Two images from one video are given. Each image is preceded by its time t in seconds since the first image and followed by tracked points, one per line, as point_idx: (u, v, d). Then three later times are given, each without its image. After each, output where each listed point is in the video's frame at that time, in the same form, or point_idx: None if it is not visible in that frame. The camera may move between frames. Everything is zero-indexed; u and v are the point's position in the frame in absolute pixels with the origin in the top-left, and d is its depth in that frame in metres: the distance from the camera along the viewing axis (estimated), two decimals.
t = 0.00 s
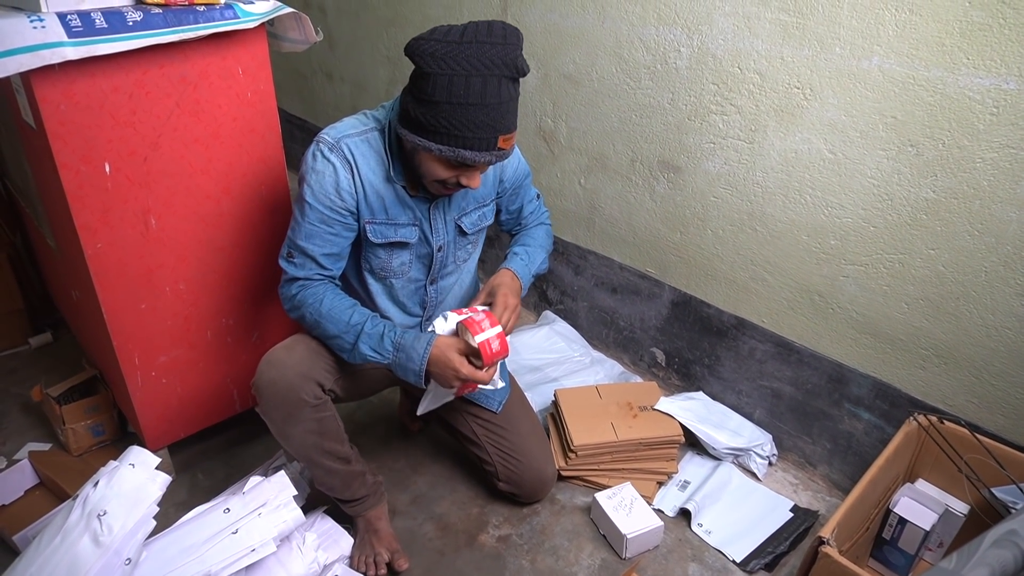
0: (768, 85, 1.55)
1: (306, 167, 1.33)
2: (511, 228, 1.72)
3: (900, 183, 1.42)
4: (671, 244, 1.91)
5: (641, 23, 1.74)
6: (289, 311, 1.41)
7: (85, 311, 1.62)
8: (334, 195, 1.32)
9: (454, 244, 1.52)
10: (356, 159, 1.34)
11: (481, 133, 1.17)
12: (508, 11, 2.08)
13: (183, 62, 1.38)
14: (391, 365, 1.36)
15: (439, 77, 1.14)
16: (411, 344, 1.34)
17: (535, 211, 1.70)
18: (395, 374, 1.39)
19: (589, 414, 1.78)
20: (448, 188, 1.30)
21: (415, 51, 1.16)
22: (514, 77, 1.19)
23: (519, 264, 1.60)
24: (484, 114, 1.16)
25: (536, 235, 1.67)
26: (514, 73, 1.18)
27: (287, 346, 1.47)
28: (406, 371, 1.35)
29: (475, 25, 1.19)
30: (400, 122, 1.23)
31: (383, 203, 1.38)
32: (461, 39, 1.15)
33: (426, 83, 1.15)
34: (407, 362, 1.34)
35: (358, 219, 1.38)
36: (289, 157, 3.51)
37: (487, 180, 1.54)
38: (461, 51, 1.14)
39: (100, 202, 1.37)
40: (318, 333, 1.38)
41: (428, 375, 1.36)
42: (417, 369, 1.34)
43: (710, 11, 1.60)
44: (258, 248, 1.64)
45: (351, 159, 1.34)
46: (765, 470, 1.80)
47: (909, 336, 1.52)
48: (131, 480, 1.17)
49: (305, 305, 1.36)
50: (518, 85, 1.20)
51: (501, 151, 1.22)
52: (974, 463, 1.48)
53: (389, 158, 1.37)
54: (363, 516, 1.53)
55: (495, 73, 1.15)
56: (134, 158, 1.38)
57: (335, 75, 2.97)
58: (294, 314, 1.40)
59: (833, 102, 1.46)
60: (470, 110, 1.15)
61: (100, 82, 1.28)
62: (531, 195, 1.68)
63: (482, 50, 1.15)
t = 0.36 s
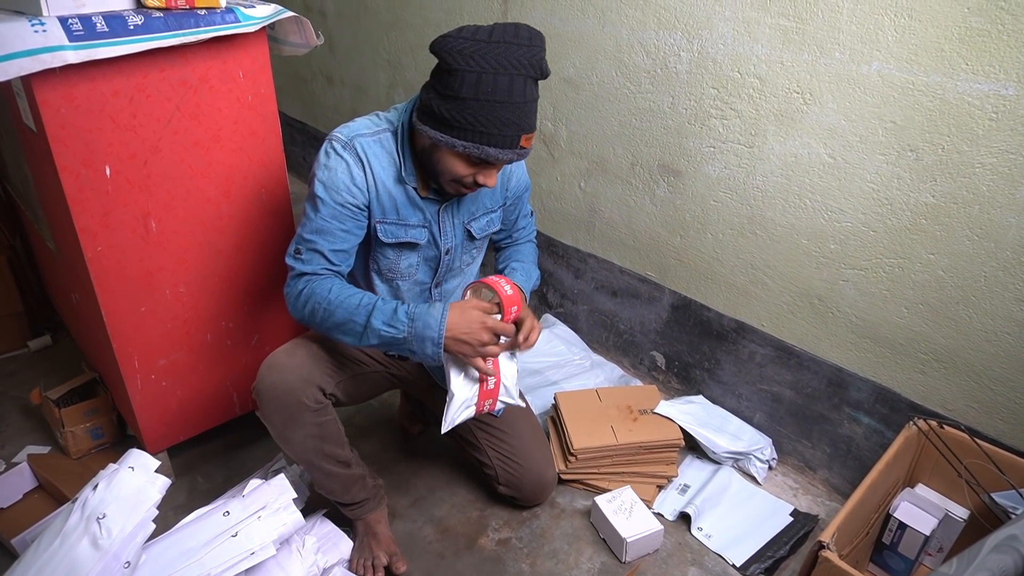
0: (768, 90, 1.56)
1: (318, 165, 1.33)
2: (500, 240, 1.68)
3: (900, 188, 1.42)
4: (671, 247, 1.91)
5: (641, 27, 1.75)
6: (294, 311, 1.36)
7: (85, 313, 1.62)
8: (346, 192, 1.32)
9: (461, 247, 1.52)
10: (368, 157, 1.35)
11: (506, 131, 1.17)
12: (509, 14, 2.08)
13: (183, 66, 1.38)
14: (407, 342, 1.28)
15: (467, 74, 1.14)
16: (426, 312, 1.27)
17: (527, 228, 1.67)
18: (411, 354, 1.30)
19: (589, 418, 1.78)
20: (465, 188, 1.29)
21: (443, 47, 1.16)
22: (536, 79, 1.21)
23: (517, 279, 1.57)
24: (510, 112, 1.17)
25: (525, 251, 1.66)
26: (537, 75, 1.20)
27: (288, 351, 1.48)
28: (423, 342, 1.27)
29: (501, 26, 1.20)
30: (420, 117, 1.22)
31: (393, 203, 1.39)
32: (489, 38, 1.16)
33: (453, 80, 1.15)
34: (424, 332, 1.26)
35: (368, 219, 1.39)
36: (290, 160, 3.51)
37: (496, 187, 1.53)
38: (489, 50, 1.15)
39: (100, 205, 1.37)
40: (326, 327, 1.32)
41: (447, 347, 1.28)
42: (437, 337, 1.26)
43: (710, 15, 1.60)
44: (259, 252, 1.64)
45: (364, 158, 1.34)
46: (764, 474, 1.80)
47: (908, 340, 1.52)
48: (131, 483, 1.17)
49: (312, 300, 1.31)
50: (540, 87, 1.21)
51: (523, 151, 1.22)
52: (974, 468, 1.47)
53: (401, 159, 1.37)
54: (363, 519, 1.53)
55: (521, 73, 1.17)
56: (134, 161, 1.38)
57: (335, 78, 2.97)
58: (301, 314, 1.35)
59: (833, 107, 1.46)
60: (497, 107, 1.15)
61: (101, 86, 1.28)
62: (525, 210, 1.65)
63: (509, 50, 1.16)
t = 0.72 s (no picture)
0: (769, 92, 1.56)
1: (326, 163, 1.33)
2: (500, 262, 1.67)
3: (901, 190, 1.42)
4: (672, 250, 1.91)
5: (642, 29, 1.75)
6: (308, 313, 1.33)
7: (87, 317, 1.62)
8: (356, 190, 1.32)
9: (464, 250, 1.52)
10: (374, 155, 1.35)
11: (517, 124, 1.17)
12: (509, 17, 2.08)
13: (185, 69, 1.38)
14: (437, 321, 1.27)
15: (477, 67, 1.14)
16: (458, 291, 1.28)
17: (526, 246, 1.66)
18: (441, 336, 1.29)
19: (591, 420, 1.78)
20: (473, 185, 1.29)
21: (453, 43, 1.16)
22: (544, 74, 1.21)
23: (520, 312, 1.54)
24: (520, 104, 1.17)
25: (525, 273, 1.65)
26: (546, 70, 1.20)
27: (288, 357, 1.48)
28: (454, 318, 1.26)
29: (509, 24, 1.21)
30: (430, 113, 1.22)
31: (398, 202, 1.39)
32: (498, 33, 1.17)
33: (462, 74, 1.15)
34: (455, 308, 1.26)
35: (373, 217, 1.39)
36: (291, 162, 3.52)
37: (499, 194, 1.53)
38: (499, 44, 1.15)
39: (102, 209, 1.37)
40: (346, 321, 1.31)
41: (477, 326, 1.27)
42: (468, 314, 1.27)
43: (710, 17, 1.60)
44: (259, 254, 1.65)
45: (371, 155, 1.34)
46: (767, 476, 1.79)
47: (911, 342, 1.52)
48: (132, 487, 1.16)
49: (332, 296, 1.30)
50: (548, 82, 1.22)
51: (533, 145, 1.22)
52: (977, 470, 1.47)
53: (407, 160, 1.37)
54: (365, 523, 1.53)
55: (531, 66, 1.17)
56: (136, 165, 1.38)
57: (336, 81, 2.98)
58: (320, 314, 1.32)
59: (833, 109, 1.46)
60: (507, 100, 1.16)
61: (103, 89, 1.29)
62: (526, 224, 1.64)
63: (519, 44, 1.16)
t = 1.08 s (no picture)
0: (769, 95, 1.56)
1: (328, 171, 1.32)
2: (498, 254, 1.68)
3: (902, 193, 1.42)
4: (673, 253, 1.92)
5: (642, 33, 1.75)
6: (295, 316, 1.32)
7: (87, 320, 1.62)
8: (359, 199, 1.31)
9: (471, 255, 1.53)
10: (380, 164, 1.34)
11: (527, 144, 1.17)
12: (510, 20, 2.08)
13: (186, 72, 1.38)
14: (424, 340, 1.29)
15: (485, 91, 1.13)
16: (447, 312, 1.30)
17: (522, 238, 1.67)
18: (425, 354, 1.31)
19: (591, 424, 1.78)
20: (485, 198, 1.30)
21: (459, 66, 1.14)
22: (551, 86, 1.19)
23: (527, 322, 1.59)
24: (529, 125, 1.16)
25: (524, 268, 1.68)
26: (552, 83, 1.18)
27: (293, 361, 1.48)
28: (441, 339, 1.28)
29: (513, 37, 1.18)
30: (438, 134, 1.21)
31: (404, 210, 1.39)
32: (503, 52, 1.14)
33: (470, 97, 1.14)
34: (444, 329, 1.28)
35: (379, 225, 1.39)
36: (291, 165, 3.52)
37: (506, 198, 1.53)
38: (505, 64, 1.13)
39: (102, 212, 1.37)
40: (333, 327, 1.30)
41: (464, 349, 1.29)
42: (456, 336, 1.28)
43: (710, 21, 1.60)
44: (260, 257, 1.65)
45: (377, 165, 1.34)
46: (767, 479, 1.79)
47: (912, 345, 1.51)
48: (133, 490, 1.16)
49: (322, 301, 1.29)
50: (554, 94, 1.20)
51: (543, 159, 1.22)
52: (978, 474, 1.47)
53: (413, 169, 1.37)
54: (365, 526, 1.52)
55: (538, 83, 1.15)
56: (137, 168, 1.38)
57: (336, 84, 2.98)
58: (305, 318, 1.31)
59: (834, 113, 1.47)
60: (517, 122, 1.14)
61: (104, 93, 1.29)
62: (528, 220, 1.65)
63: (525, 62, 1.14)
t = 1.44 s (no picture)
0: (769, 96, 1.56)
1: (335, 189, 1.31)
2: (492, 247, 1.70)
3: (902, 194, 1.42)
4: (673, 254, 1.92)
5: (642, 34, 1.75)
6: (312, 334, 1.35)
7: (87, 321, 1.62)
8: (367, 217, 1.31)
9: (476, 263, 1.54)
10: (386, 180, 1.33)
11: (530, 188, 1.17)
12: (510, 21, 2.09)
13: (187, 73, 1.38)
14: (434, 368, 1.40)
15: (491, 137, 1.12)
16: (457, 345, 1.42)
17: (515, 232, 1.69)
18: (431, 379, 1.42)
19: (591, 424, 1.78)
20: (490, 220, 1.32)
21: (466, 108, 1.13)
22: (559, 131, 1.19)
23: (525, 321, 1.69)
24: (533, 171, 1.15)
25: (519, 263, 1.72)
26: (560, 129, 1.18)
27: (291, 361, 1.48)
28: (451, 370, 1.40)
29: (526, 80, 1.17)
30: (442, 165, 1.21)
31: (412, 225, 1.38)
32: (513, 98, 1.13)
33: (476, 140, 1.13)
34: (454, 361, 1.40)
35: (386, 239, 1.38)
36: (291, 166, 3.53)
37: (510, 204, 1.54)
38: (514, 112, 1.12)
39: (103, 213, 1.37)
40: (350, 348, 1.35)
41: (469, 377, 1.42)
42: (464, 367, 1.42)
43: (710, 22, 1.60)
44: (260, 257, 1.65)
45: (383, 181, 1.33)
46: (767, 480, 1.80)
47: (912, 346, 1.52)
48: (133, 491, 1.16)
49: (340, 321, 1.33)
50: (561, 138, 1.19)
51: (544, 199, 1.22)
52: (978, 475, 1.47)
53: (420, 184, 1.35)
54: (365, 527, 1.52)
55: (545, 131, 1.14)
56: (137, 169, 1.38)
57: (336, 84, 2.98)
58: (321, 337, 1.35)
59: (833, 114, 1.47)
60: (521, 168, 1.14)
61: (104, 94, 1.29)
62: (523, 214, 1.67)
63: (534, 110, 1.13)
